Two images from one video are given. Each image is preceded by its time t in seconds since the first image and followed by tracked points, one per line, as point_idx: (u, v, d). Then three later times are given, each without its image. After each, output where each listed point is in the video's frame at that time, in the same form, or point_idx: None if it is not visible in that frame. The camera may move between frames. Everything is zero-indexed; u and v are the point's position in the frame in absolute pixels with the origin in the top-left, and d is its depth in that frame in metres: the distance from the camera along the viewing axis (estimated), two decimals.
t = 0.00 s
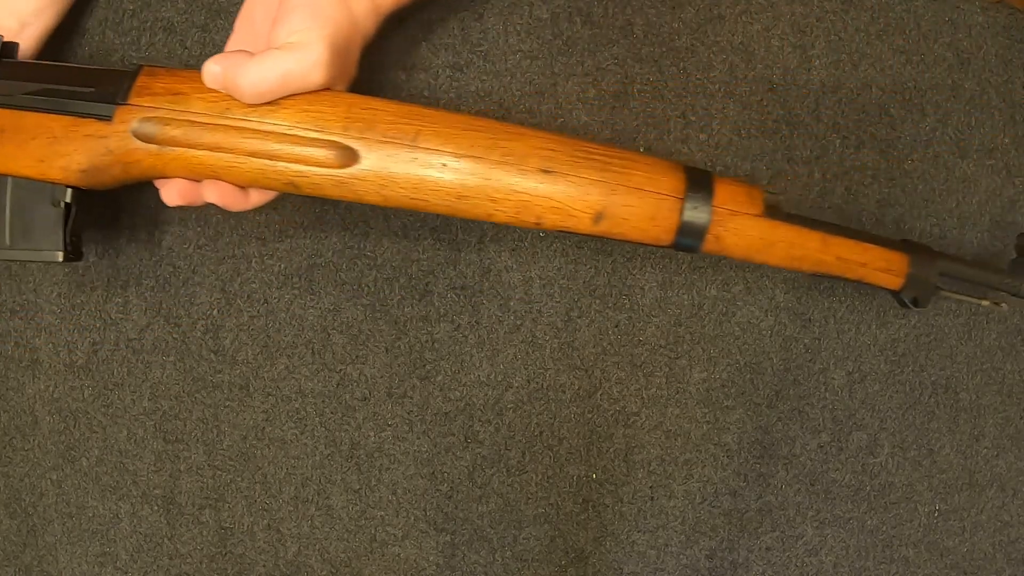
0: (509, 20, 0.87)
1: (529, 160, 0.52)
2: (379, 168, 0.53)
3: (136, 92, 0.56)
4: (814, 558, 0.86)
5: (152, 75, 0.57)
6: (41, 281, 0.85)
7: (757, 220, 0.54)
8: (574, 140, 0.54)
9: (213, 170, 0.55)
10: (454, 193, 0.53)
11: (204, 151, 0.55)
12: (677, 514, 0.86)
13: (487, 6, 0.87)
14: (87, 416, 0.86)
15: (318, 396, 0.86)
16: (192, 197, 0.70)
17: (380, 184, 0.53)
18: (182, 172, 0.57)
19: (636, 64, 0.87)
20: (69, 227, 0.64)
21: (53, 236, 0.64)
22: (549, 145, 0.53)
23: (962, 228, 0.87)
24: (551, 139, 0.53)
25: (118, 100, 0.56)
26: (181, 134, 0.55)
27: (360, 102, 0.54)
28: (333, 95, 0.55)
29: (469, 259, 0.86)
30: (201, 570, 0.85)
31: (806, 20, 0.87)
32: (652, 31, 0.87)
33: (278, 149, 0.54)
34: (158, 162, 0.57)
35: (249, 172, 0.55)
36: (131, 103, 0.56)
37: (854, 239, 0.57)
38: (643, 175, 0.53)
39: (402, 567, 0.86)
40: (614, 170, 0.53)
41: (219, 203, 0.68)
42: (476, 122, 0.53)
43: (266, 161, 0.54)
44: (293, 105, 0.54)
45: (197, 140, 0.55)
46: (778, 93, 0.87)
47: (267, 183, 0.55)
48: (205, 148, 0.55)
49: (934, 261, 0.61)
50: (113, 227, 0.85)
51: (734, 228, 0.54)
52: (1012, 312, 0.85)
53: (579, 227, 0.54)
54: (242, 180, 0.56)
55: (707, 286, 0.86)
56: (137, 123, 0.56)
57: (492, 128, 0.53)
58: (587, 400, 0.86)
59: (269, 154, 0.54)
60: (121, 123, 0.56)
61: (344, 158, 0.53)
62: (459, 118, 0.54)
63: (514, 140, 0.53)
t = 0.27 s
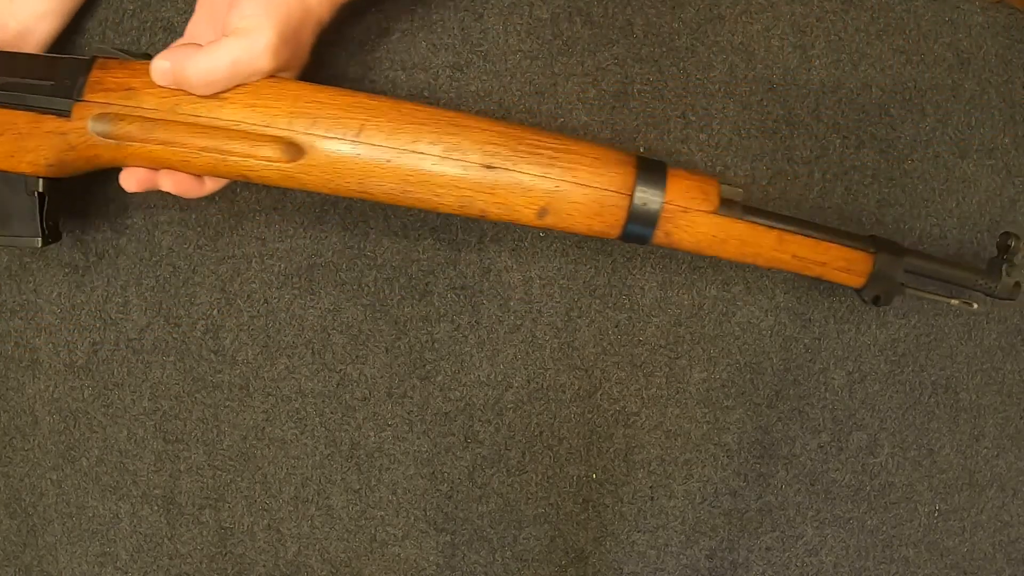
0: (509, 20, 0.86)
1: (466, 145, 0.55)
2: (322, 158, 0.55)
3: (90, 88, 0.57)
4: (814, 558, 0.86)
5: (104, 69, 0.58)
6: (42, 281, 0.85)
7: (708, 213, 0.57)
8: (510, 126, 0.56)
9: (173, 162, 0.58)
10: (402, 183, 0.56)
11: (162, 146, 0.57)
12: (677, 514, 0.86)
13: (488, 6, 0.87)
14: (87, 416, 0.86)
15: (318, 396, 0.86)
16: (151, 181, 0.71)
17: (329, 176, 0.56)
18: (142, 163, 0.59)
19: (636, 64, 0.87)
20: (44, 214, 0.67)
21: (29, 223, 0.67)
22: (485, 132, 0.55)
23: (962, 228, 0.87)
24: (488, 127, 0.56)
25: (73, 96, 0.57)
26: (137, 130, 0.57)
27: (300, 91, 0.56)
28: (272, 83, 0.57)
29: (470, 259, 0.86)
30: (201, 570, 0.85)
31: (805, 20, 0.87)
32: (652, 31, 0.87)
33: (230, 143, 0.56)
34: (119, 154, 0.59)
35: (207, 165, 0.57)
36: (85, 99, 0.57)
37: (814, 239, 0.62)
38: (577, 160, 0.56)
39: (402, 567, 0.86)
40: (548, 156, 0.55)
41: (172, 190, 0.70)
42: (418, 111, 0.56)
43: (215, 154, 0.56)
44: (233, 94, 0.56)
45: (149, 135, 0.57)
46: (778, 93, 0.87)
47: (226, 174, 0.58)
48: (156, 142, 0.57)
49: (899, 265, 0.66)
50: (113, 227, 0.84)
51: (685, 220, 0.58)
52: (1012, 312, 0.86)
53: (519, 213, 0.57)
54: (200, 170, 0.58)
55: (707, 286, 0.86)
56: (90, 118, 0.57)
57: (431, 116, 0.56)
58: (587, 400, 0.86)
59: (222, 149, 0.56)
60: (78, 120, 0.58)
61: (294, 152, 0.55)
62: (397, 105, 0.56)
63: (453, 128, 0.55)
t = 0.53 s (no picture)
0: (509, 20, 0.86)
1: (413, 131, 0.57)
2: (265, 150, 0.59)
3: (37, 88, 0.60)
4: (814, 558, 0.86)
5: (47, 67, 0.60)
6: (42, 281, 0.84)
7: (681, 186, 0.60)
8: (458, 109, 0.58)
9: (130, 153, 0.61)
10: (351, 170, 0.59)
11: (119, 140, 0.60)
12: (677, 514, 0.86)
13: (488, 6, 0.86)
14: (87, 416, 0.85)
15: (318, 396, 0.86)
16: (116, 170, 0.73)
17: (279, 163, 0.59)
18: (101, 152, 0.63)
19: (637, 64, 0.87)
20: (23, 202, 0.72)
21: (11, 211, 0.71)
22: (430, 112, 0.58)
23: (963, 228, 0.87)
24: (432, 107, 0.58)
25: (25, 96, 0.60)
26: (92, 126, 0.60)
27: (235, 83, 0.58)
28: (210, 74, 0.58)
29: (470, 259, 0.86)
30: (201, 570, 0.85)
31: (805, 20, 0.87)
32: (652, 31, 0.87)
33: (184, 136, 0.59)
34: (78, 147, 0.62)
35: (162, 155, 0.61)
36: (34, 99, 0.60)
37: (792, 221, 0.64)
38: (519, 140, 0.58)
39: (402, 567, 0.86)
40: (496, 139, 0.58)
41: (129, 180, 0.75)
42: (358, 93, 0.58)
43: (169, 146, 0.60)
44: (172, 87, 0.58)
45: (103, 130, 0.60)
46: (778, 93, 0.87)
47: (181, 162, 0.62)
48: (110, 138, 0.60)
49: (888, 248, 0.67)
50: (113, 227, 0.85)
51: (660, 189, 0.60)
52: (1012, 313, 0.87)
53: (472, 195, 0.60)
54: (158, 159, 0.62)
55: (707, 286, 0.86)
56: (42, 118, 0.60)
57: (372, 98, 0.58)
58: (587, 400, 0.86)
59: (175, 141, 0.59)
60: (32, 120, 0.61)
61: (243, 143, 0.59)
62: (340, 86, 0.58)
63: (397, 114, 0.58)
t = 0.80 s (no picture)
0: (509, 20, 0.86)
1: (361, 123, 0.58)
2: (218, 145, 0.61)
3: None
4: (814, 559, 0.86)
5: None
6: (42, 281, 0.84)
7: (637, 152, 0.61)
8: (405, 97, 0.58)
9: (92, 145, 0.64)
10: (304, 157, 0.61)
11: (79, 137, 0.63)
12: (677, 514, 0.86)
13: (488, 6, 0.86)
14: (87, 416, 0.85)
15: (318, 396, 0.86)
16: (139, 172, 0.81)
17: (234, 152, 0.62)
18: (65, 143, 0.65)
19: (637, 64, 0.87)
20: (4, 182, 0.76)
21: None
22: (372, 94, 0.58)
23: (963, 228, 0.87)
24: (368, 83, 0.58)
25: None
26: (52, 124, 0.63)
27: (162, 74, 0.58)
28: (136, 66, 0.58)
29: (469, 259, 0.86)
30: (201, 570, 0.85)
31: (805, 20, 0.88)
32: (652, 31, 0.87)
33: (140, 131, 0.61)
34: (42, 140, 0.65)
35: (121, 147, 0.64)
36: None
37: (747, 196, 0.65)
38: (466, 124, 0.59)
39: (402, 567, 0.86)
40: (444, 126, 0.59)
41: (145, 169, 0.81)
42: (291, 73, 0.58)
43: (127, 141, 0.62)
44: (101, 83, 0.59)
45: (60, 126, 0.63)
46: (778, 93, 0.87)
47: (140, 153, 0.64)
48: (65, 133, 0.63)
49: (847, 219, 0.67)
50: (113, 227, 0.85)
51: (612, 166, 0.61)
52: (1012, 313, 0.87)
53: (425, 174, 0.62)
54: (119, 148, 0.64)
55: (707, 285, 0.86)
56: None
57: (304, 77, 0.58)
58: (587, 400, 0.86)
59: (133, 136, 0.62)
60: None
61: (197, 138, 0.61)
62: (274, 65, 0.58)
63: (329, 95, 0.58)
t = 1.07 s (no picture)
0: (509, 20, 0.86)
1: (303, 143, 0.55)
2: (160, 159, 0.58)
3: None
4: (814, 559, 0.86)
5: None
6: (42, 281, 0.84)
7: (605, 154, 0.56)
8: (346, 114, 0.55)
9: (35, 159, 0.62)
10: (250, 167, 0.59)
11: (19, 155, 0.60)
12: (677, 514, 0.86)
13: (488, 6, 0.86)
14: (87, 416, 0.85)
15: (318, 396, 0.86)
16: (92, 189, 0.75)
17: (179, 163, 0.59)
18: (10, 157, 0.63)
19: (637, 64, 0.87)
20: None
21: None
22: (308, 110, 0.54)
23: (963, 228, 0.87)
24: (297, 85, 0.55)
25: None
26: None
27: (76, 90, 0.54)
28: (48, 80, 0.54)
29: (469, 259, 0.86)
30: (201, 570, 0.85)
31: (805, 20, 0.88)
32: (652, 31, 0.87)
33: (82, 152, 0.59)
34: None
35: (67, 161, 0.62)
36: None
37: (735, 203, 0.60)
38: (411, 140, 0.55)
39: (402, 567, 0.86)
40: (388, 142, 0.55)
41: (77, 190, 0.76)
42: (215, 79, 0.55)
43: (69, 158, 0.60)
44: (9, 102, 0.55)
45: None
46: (778, 93, 0.87)
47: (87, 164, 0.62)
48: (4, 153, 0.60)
49: (846, 227, 0.64)
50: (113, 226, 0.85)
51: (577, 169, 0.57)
52: (1012, 313, 0.87)
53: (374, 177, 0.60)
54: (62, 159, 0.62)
55: (707, 285, 0.86)
56: None
57: (229, 83, 0.54)
58: (587, 400, 0.86)
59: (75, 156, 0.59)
60: None
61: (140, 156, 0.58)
62: (202, 73, 0.55)
63: (254, 104, 0.54)
